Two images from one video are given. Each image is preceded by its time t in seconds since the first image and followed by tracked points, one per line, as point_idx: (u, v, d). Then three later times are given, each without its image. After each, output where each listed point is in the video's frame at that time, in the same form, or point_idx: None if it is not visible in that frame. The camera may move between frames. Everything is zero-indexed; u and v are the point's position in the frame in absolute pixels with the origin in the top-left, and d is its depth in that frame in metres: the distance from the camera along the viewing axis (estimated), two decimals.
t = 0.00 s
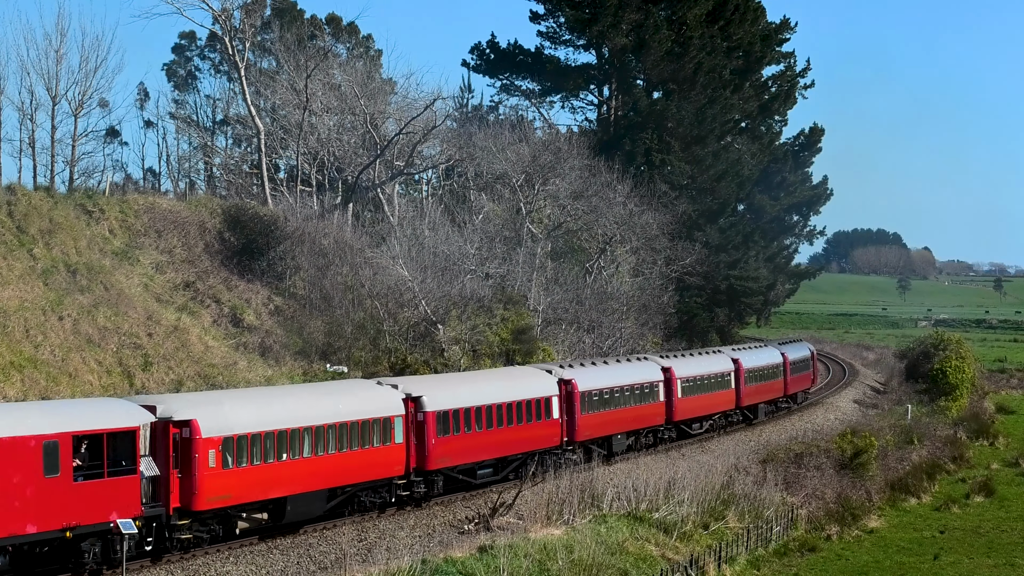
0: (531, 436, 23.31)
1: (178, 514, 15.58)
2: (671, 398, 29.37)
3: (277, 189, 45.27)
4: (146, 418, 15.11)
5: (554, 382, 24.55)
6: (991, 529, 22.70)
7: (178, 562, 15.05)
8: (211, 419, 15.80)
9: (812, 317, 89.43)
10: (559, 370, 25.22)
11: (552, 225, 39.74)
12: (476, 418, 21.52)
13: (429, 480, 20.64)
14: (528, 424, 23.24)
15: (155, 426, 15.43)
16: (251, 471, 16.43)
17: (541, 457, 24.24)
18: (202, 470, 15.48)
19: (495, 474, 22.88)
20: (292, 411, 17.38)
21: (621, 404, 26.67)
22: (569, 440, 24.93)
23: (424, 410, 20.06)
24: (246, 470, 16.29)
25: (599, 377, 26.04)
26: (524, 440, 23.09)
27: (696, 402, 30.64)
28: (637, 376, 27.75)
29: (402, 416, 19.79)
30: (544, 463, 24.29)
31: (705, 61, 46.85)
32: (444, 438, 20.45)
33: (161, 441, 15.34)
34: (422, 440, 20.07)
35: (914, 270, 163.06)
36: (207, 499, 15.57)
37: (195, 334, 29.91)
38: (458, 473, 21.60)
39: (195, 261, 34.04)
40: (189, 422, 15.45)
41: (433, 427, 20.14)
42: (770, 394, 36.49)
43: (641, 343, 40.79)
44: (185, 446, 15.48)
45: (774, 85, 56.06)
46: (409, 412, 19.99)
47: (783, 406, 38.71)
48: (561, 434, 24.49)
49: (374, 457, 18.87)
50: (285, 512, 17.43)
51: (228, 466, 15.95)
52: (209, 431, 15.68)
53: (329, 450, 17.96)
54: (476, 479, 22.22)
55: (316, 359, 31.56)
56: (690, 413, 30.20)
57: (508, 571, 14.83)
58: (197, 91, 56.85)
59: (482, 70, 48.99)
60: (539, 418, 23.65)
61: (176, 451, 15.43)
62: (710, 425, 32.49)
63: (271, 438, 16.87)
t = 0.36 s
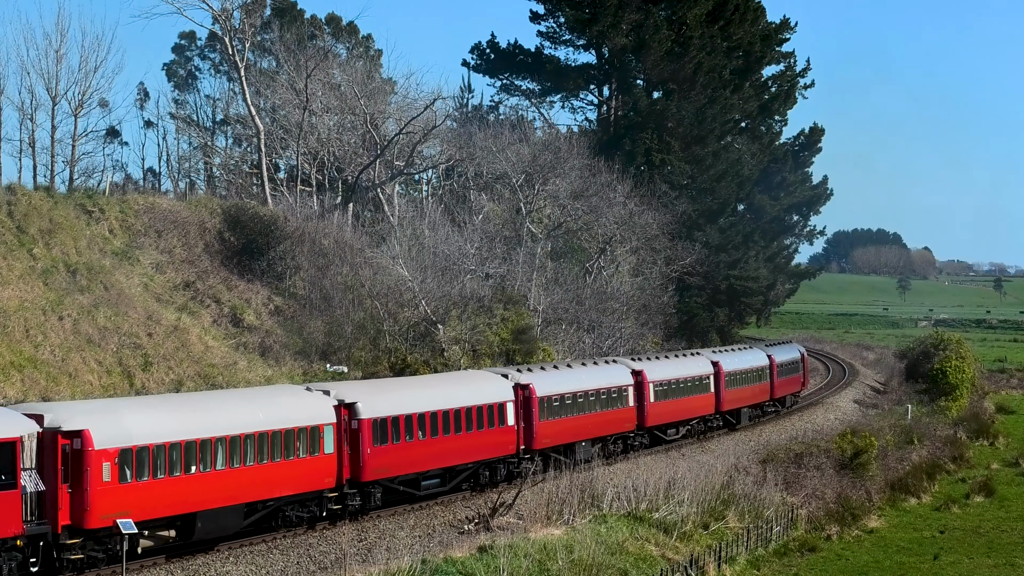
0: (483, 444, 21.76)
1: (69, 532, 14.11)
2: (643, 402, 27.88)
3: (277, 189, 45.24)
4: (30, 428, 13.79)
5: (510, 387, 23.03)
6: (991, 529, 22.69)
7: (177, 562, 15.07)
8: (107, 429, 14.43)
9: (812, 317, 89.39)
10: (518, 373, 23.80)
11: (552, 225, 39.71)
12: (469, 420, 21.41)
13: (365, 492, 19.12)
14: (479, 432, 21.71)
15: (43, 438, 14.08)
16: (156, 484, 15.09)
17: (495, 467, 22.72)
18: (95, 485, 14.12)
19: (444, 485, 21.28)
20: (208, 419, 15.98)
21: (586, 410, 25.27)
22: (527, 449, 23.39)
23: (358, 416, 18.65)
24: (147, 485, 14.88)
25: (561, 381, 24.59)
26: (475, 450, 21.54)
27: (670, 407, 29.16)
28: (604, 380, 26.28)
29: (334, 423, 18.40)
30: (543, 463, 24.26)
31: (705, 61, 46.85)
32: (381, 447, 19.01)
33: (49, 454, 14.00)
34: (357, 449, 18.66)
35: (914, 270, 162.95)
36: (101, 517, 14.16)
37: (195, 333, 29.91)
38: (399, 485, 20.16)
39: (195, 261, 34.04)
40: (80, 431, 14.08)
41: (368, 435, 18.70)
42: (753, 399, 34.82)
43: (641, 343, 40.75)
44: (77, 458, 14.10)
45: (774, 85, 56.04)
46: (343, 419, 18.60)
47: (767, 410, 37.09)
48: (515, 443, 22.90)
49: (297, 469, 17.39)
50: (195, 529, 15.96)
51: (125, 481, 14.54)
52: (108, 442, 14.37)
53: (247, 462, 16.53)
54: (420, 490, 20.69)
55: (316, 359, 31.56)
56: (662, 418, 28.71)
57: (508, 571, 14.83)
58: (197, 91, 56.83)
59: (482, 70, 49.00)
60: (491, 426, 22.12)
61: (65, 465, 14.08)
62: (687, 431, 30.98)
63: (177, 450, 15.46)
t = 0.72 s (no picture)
0: (427, 455, 20.13)
1: None
2: (611, 407, 26.40)
3: (277, 189, 45.22)
4: None
5: (458, 393, 21.42)
6: (991, 529, 22.69)
7: (177, 562, 15.07)
8: None
9: (812, 317, 89.38)
10: (470, 377, 22.25)
11: (552, 225, 39.68)
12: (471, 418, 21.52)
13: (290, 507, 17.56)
14: (424, 442, 20.09)
15: None
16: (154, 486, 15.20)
17: (442, 477, 20.87)
18: None
19: (383, 498, 19.68)
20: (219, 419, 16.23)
21: (546, 416, 23.89)
22: (478, 458, 21.84)
23: (282, 425, 17.11)
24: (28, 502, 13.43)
25: (518, 386, 23.10)
26: (420, 460, 19.94)
27: (641, 411, 27.70)
28: (566, 385, 24.88)
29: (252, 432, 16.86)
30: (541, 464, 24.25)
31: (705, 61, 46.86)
32: (310, 458, 17.46)
33: None
34: (280, 459, 17.12)
35: (914, 270, 162.91)
36: None
37: (195, 333, 29.91)
38: (330, 498, 18.58)
39: (195, 262, 34.04)
40: None
41: (294, 446, 17.17)
42: (735, 403, 33.27)
43: (641, 343, 40.73)
44: None
45: (774, 84, 56.02)
46: (264, 429, 17.07)
47: (751, 414, 35.65)
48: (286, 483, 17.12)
49: (223, 479, 16.16)
50: (88, 548, 14.42)
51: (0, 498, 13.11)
52: (125, 440, 14.76)
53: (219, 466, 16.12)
54: (356, 504, 19.10)
55: (316, 358, 31.59)
56: (632, 424, 27.25)
57: (508, 571, 14.83)
58: (197, 91, 56.85)
59: (482, 70, 49.02)
60: (437, 434, 20.50)
61: None
62: (661, 437, 29.55)
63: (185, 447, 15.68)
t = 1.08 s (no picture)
0: (361, 466, 18.63)
1: None
2: (574, 412, 25.02)
3: (277, 189, 45.22)
4: None
5: (400, 399, 20.00)
6: (991, 529, 22.69)
7: (177, 562, 15.09)
8: None
9: (812, 317, 89.39)
10: (414, 382, 20.81)
11: (552, 225, 39.66)
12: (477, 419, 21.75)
13: (202, 523, 16.02)
14: (359, 452, 18.62)
15: None
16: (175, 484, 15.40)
17: (380, 489, 19.43)
18: None
19: (311, 512, 18.21)
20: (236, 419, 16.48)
21: (531, 419, 23.51)
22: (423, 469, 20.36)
23: (191, 435, 15.68)
24: None
25: (468, 391, 21.70)
26: (354, 472, 18.48)
27: (607, 418, 26.27)
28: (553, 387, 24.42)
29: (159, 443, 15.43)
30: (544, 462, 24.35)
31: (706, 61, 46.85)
32: (223, 471, 16.04)
33: None
34: (189, 472, 15.69)
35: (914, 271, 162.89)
36: None
37: (195, 333, 29.91)
38: (250, 513, 17.12)
39: (195, 261, 34.03)
40: None
41: (206, 457, 15.78)
42: (714, 407, 31.88)
43: (641, 343, 40.69)
44: None
45: (774, 85, 55.96)
46: (172, 439, 15.60)
47: (733, 419, 34.17)
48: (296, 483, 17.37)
49: (128, 494, 14.69)
50: None
51: None
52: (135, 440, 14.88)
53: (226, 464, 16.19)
54: (279, 519, 17.58)
55: (316, 358, 31.63)
56: (598, 431, 25.88)
57: (508, 571, 14.82)
58: (197, 91, 56.89)
59: (482, 70, 49.02)
60: (375, 444, 19.02)
61: None
62: (630, 444, 28.11)
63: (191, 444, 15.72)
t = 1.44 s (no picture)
0: (285, 477, 17.17)
1: None
2: (531, 419, 23.41)
3: (277, 190, 45.23)
4: None
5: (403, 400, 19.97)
6: (991, 529, 22.68)
7: (178, 561, 15.08)
8: None
9: (812, 317, 89.36)
10: (348, 388, 19.16)
11: (552, 225, 39.63)
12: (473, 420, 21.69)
13: (96, 542, 14.56)
14: (279, 463, 17.09)
15: None
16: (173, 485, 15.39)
17: (308, 503, 17.96)
18: None
19: (228, 528, 16.72)
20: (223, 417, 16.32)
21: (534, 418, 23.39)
22: (357, 481, 18.86)
23: (83, 448, 14.18)
24: None
25: (411, 397, 20.14)
26: (274, 485, 17.00)
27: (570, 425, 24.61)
28: (556, 387, 24.20)
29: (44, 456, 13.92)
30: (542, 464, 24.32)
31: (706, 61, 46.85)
32: (119, 486, 14.54)
33: None
34: (81, 487, 14.21)
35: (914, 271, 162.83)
36: None
37: (195, 333, 29.92)
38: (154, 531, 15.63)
39: (195, 262, 34.03)
40: None
41: (101, 472, 14.28)
42: (692, 412, 30.22)
43: (641, 343, 40.64)
44: None
45: (774, 85, 56.01)
46: (61, 452, 14.10)
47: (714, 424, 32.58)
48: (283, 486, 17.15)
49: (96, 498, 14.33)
50: None
51: None
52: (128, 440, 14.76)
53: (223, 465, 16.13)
54: (189, 536, 16.12)
55: (316, 358, 31.68)
56: (561, 438, 24.27)
57: (508, 571, 14.82)
58: (197, 91, 56.89)
59: (482, 70, 49.02)
60: (301, 455, 17.52)
61: None
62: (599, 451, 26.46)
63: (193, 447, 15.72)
